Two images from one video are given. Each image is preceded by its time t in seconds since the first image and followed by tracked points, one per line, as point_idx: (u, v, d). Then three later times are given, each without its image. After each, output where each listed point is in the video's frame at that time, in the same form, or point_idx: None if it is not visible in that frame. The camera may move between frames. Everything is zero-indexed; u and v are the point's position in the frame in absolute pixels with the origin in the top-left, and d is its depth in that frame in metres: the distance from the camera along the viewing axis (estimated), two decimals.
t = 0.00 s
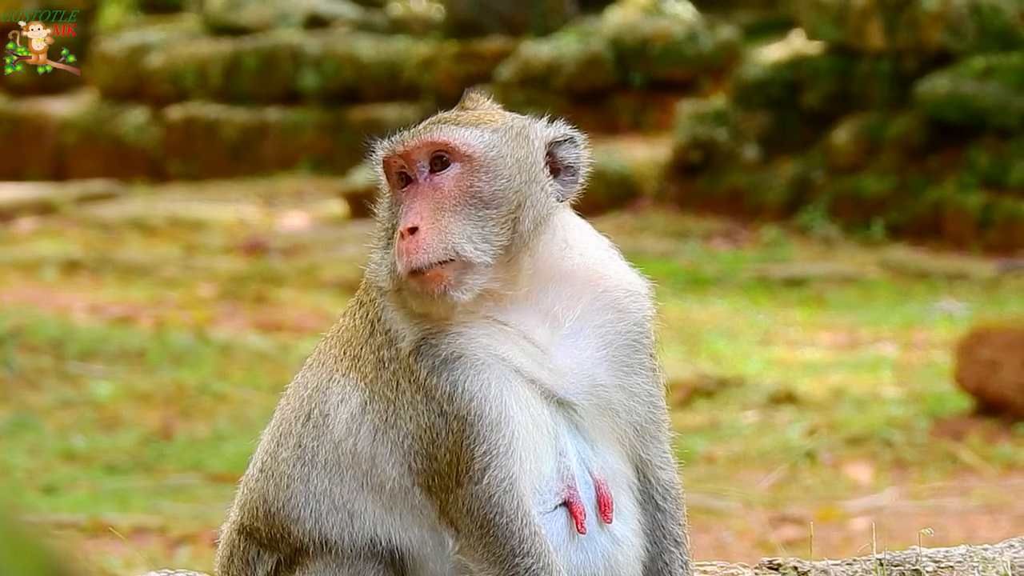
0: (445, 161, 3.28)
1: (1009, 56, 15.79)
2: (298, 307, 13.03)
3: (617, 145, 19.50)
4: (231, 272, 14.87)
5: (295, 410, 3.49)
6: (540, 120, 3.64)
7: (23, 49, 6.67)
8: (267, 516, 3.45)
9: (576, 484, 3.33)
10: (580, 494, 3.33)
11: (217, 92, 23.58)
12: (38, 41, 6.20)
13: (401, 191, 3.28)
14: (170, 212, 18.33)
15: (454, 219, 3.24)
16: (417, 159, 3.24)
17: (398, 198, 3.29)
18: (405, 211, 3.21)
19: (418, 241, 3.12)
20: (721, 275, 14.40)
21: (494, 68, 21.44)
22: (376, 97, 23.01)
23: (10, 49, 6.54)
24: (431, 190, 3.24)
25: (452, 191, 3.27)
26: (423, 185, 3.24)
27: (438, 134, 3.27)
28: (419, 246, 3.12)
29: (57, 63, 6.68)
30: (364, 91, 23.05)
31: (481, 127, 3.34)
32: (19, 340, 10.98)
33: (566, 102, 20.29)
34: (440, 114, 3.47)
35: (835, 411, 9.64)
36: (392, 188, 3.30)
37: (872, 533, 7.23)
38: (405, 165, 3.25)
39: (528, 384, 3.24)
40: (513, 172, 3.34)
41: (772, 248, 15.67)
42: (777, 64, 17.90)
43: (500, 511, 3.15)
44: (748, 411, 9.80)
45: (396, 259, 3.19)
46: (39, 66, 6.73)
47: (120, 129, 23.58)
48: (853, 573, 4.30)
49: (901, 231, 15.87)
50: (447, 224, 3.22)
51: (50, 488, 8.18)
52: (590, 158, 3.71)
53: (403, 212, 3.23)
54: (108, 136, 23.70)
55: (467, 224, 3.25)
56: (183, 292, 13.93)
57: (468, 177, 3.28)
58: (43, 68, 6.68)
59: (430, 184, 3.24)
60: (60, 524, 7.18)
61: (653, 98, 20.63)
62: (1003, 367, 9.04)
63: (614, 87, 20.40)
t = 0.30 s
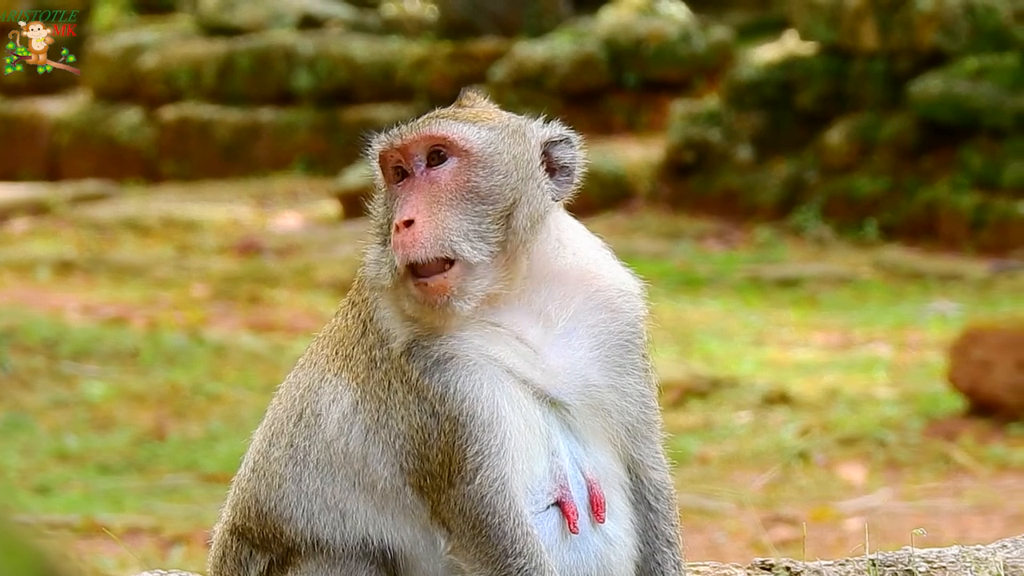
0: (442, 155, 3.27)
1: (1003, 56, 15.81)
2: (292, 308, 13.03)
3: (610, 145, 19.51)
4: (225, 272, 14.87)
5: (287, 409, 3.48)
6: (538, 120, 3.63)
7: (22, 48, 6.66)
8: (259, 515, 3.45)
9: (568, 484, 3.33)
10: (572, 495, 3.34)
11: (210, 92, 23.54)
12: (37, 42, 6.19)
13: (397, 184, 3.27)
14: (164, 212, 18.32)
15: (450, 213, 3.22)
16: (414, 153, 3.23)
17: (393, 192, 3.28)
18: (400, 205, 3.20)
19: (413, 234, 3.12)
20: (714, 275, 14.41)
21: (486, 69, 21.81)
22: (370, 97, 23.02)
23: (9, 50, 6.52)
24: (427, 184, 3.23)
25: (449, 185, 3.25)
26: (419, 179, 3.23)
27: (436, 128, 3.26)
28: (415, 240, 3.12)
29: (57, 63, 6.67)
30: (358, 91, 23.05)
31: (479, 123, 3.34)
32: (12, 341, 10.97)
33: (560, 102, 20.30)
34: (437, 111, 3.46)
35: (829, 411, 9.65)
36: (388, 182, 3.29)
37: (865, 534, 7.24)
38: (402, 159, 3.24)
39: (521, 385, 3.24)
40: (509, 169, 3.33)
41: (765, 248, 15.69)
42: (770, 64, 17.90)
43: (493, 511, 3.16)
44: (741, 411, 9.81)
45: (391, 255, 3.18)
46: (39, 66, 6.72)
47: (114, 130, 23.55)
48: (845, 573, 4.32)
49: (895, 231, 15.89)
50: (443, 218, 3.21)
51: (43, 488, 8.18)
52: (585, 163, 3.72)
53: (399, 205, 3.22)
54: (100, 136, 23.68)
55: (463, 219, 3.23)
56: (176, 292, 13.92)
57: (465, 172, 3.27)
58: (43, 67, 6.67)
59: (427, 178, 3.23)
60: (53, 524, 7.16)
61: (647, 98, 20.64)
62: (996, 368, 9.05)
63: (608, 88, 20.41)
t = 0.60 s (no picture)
0: (441, 157, 3.29)
1: (999, 56, 15.96)
2: (288, 307, 13.02)
3: (606, 145, 19.51)
4: (220, 271, 14.85)
5: (284, 407, 3.48)
6: (537, 120, 3.63)
7: (22, 47, 6.64)
8: (255, 513, 3.45)
9: (565, 483, 3.33)
10: (569, 494, 3.33)
11: (206, 92, 23.49)
12: (38, 41, 6.17)
13: (395, 186, 3.28)
14: (160, 211, 18.30)
15: (448, 216, 3.24)
16: (413, 155, 3.25)
17: (391, 193, 3.30)
18: (399, 207, 3.22)
19: (411, 236, 3.14)
20: (710, 275, 14.41)
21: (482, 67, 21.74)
22: (365, 97, 23.07)
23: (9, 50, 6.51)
24: (426, 186, 3.25)
25: (447, 187, 3.27)
26: (418, 181, 3.25)
27: (435, 130, 3.28)
28: (412, 242, 3.13)
29: (57, 63, 6.65)
30: (354, 91, 23.08)
31: (478, 125, 3.35)
32: (8, 340, 10.95)
33: (556, 101, 20.27)
34: (436, 111, 3.46)
35: (824, 411, 9.65)
36: (386, 183, 3.31)
37: (861, 534, 7.25)
38: (401, 161, 3.26)
39: (519, 383, 3.24)
40: (508, 171, 3.34)
41: (761, 248, 15.69)
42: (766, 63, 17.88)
43: (490, 509, 3.15)
44: (737, 411, 9.81)
45: (388, 255, 3.19)
46: (39, 66, 6.70)
47: (110, 129, 23.51)
48: (842, 573, 4.31)
49: (890, 231, 15.90)
50: (440, 220, 3.22)
51: (39, 488, 8.16)
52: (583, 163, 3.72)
53: (398, 207, 3.24)
54: (97, 135, 23.64)
55: (461, 221, 3.25)
56: (172, 292, 13.90)
57: (464, 174, 3.29)
58: (43, 67, 6.65)
59: (425, 181, 3.25)
60: (49, 523, 7.15)
61: (643, 98, 20.65)
62: (992, 368, 9.06)
63: (603, 87, 20.41)
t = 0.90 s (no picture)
0: (438, 155, 3.28)
1: (997, 55, 15.94)
2: (285, 305, 13.01)
3: (604, 144, 19.49)
4: (218, 269, 14.84)
5: (282, 407, 3.48)
6: (533, 117, 3.62)
7: (22, 48, 6.62)
8: (254, 512, 3.45)
9: (563, 482, 3.32)
10: (566, 493, 3.33)
11: (204, 90, 23.44)
12: (37, 41, 6.16)
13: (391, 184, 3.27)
14: (157, 209, 18.28)
15: (446, 214, 3.23)
16: (411, 153, 3.24)
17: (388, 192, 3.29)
18: (396, 206, 3.21)
19: (408, 235, 3.13)
20: (708, 274, 14.41)
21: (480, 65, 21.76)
22: (363, 96, 23.12)
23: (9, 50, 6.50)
24: (423, 184, 3.24)
25: (445, 185, 3.27)
26: (415, 179, 3.24)
27: (432, 128, 3.27)
28: (410, 241, 3.13)
29: (57, 63, 6.64)
30: (352, 89, 23.11)
31: (476, 122, 3.34)
32: (5, 338, 10.95)
33: (554, 100, 20.20)
34: (433, 110, 3.45)
35: (822, 410, 9.66)
36: (383, 182, 3.30)
37: (859, 532, 7.24)
38: (398, 159, 3.25)
39: (516, 382, 3.23)
40: (506, 169, 3.34)
41: (759, 247, 15.69)
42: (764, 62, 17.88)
43: (487, 508, 3.15)
44: (734, 409, 9.81)
45: (386, 254, 3.19)
46: (39, 66, 6.70)
47: (107, 127, 23.45)
48: (840, 571, 4.31)
49: (888, 230, 15.89)
50: (437, 219, 3.21)
51: (36, 486, 8.16)
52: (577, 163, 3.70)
53: (395, 205, 3.23)
54: (94, 133, 23.59)
55: (459, 219, 3.25)
56: (169, 290, 13.89)
57: (461, 173, 3.28)
58: (43, 67, 6.64)
59: (423, 179, 3.24)
60: (47, 521, 7.15)
61: (640, 96, 20.66)
62: (989, 367, 9.08)
63: (601, 86, 20.39)
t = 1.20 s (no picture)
0: (452, 159, 3.23)
1: (993, 53, 15.97)
2: (283, 302, 13.01)
3: (602, 141, 19.49)
4: (215, 267, 14.83)
5: (279, 405, 3.48)
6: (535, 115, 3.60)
7: (22, 49, 6.62)
8: (252, 510, 3.44)
9: (559, 480, 3.32)
10: (563, 490, 3.33)
11: (201, 87, 23.42)
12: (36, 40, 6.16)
13: (403, 189, 3.22)
14: (154, 207, 18.26)
15: (462, 219, 3.20)
16: (426, 158, 3.19)
17: (397, 195, 3.24)
18: (412, 210, 3.17)
19: (427, 241, 3.10)
20: (705, 271, 14.42)
21: (478, 63, 21.37)
22: (360, 93, 23.17)
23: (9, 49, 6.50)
24: (438, 188, 3.20)
25: (460, 189, 3.23)
26: (430, 184, 3.19)
27: (447, 131, 3.21)
28: (428, 247, 3.09)
29: (57, 63, 6.65)
30: (349, 86, 23.15)
31: (485, 123, 3.29)
32: (2, 335, 10.94)
33: (551, 97, 20.13)
34: (439, 109, 3.38)
35: (819, 407, 9.66)
36: (392, 184, 3.24)
37: (856, 529, 7.25)
38: (409, 163, 3.19)
39: (515, 381, 3.23)
40: (518, 172, 3.30)
41: (755, 244, 15.71)
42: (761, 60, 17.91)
43: (485, 505, 3.16)
44: (731, 407, 9.82)
45: (400, 255, 3.16)
46: (39, 66, 6.70)
47: (105, 124, 23.42)
48: (838, 568, 4.31)
49: (885, 227, 15.89)
50: (455, 224, 3.18)
51: (34, 483, 8.15)
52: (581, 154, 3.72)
53: (410, 210, 3.18)
54: (92, 131, 23.56)
55: (474, 224, 3.21)
56: (166, 287, 13.88)
57: (476, 176, 3.24)
58: (43, 67, 6.64)
59: (437, 183, 3.20)
60: (44, 518, 7.14)
61: (637, 94, 20.67)
62: (987, 364, 9.09)
63: (598, 83, 20.36)
